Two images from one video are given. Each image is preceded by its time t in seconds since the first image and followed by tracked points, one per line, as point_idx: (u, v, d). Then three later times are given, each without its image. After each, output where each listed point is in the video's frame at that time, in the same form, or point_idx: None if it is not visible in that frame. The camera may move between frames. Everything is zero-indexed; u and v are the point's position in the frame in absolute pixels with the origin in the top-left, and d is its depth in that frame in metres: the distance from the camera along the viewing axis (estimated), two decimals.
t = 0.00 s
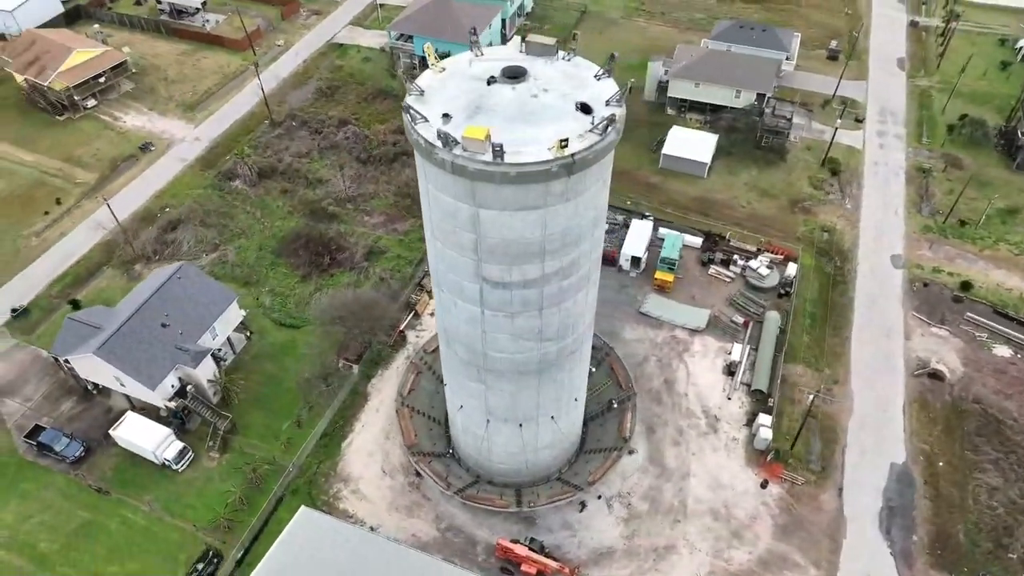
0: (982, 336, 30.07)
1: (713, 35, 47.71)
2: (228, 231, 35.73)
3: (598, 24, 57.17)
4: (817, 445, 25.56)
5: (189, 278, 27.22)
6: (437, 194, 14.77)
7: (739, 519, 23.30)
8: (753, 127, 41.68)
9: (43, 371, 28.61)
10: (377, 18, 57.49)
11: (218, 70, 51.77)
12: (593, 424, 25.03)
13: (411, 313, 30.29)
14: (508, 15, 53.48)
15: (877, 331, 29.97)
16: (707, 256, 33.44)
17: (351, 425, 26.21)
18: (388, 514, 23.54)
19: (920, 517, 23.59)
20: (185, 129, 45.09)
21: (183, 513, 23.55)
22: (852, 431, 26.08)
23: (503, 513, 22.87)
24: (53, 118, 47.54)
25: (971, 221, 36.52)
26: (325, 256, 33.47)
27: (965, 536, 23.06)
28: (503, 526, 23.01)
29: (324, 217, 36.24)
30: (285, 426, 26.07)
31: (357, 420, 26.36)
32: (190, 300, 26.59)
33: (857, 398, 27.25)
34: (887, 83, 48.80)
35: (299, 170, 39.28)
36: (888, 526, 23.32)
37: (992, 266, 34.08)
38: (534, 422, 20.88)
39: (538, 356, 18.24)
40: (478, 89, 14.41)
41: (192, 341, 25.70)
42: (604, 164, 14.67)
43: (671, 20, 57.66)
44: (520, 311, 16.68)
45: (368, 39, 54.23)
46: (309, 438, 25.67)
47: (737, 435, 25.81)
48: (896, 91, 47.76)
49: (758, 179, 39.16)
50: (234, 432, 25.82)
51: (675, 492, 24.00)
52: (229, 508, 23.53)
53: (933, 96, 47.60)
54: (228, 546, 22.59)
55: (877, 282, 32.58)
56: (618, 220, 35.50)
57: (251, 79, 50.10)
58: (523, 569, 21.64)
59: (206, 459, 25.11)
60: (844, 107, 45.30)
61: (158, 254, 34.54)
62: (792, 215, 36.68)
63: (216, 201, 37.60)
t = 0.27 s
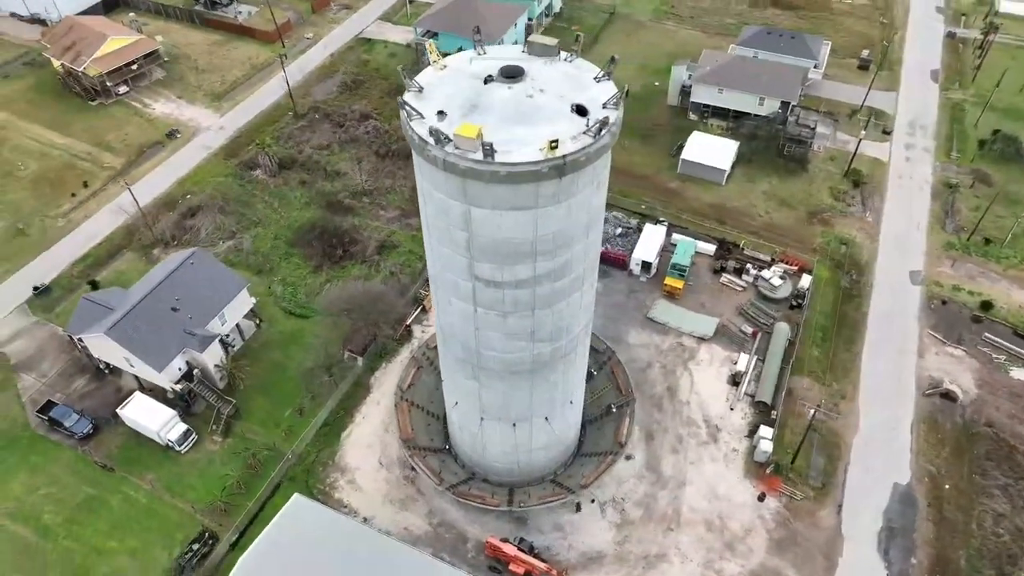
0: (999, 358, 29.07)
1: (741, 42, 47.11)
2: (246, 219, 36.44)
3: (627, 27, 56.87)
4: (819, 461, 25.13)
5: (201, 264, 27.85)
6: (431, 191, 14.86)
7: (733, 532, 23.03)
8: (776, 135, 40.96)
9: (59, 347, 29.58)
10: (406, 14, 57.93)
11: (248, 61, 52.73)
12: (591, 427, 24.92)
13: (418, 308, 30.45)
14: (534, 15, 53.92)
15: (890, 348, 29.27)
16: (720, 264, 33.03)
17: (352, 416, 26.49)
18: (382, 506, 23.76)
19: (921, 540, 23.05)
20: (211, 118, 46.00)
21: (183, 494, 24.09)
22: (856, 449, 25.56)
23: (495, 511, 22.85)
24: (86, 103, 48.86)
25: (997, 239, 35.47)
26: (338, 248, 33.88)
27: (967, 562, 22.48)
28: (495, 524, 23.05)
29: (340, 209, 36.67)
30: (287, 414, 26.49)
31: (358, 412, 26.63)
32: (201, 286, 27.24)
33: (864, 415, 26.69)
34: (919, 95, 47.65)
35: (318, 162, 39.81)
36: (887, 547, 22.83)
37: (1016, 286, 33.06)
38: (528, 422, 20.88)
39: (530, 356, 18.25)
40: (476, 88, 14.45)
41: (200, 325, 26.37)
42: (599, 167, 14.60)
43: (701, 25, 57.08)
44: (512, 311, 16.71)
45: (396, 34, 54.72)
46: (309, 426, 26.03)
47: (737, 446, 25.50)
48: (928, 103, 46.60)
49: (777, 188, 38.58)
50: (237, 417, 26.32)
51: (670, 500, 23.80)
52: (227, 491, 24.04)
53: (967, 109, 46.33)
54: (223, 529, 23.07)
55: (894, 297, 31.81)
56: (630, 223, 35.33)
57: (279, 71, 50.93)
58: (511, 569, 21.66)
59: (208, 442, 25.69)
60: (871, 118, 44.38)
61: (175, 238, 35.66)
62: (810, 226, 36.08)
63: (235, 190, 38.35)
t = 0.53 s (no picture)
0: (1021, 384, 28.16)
1: (773, 49, 46.34)
2: (267, 208, 37.12)
3: (659, 30, 56.38)
4: (822, 478, 24.65)
5: (218, 250, 28.54)
6: (429, 186, 14.96)
7: (729, 544, 22.73)
8: (802, 145, 40.07)
9: (80, 323, 30.54)
10: (440, 11, 58.33)
11: (281, 52, 53.67)
12: (591, 431, 24.81)
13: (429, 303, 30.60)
14: (566, 15, 53.82)
15: (906, 367, 28.51)
16: (736, 273, 32.54)
17: (356, 407, 26.80)
18: (379, 497, 24.01)
19: (923, 566, 22.46)
20: (241, 106, 46.91)
21: (187, 473, 24.70)
22: (863, 469, 24.99)
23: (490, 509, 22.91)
24: (124, 87, 50.24)
25: None
26: (354, 240, 34.27)
27: None
28: (489, 522, 23.10)
29: (359, 201, 37.07)
30: (293, 401, 26.96)
31: (362, 402, 26.93)
32: (217, 271, 27.94)
33: (873, 434, 26.07)
34: (957, 109, 46.29)
35: (342, 154, 40.33)
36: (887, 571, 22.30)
37: None
38: (524, 423, 20.88)
39: (526, 357, 18.25)
40: (477, 86, 14.50)
41: (213, 310, 27.09)
42: (597, 170, 14.53)
43: (735, 30, 56.29)
44: (507, 310, 16.72)
45: (428, 31, 55.18)
46: (314, 414, 26.44)
47: (739, 459, 25.13)
48: (966, 118, 45.23)
49: (801, 198, 37.87)
50: (245, 402, 26.93)
51: (666, 508, 23.59)
52: (229, 473, 24.56)
53: (1007, 126, 44.82)
54: (223, 509, 23.60)
55: (915, 315, 30.95)
56: (647, 228, 35.09)
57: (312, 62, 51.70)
58: (501, 568, 21.70)
59: (215, 424, 26.32)
60: (905, 131, 43.26)
61: (198, 223, 36.59)
62: (832, 238, 35.34)
63: (259, 178, 39.10)
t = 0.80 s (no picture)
0: None
1: (808, 58, 45.45)
2: (291, 197, 37.78)
3: (694, 35, 55.77)
4: (827, 497, 24.16)
5: (239, 235, 29.12)
6: (429, 183, 15.06)
7: (725, 558, 22.41)
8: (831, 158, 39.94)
9: (105, 301, 31.63)
10: (475, 9, 58.66)
11: (317, 45, 54.55)
12: (593, 435, 24.69)
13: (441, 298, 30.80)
14: (599, 16, 53.55)
15: (924, 390, 27.72)
16: (753, 284, 32.04)
17: (362, 398, 27.13)
18: (378, 487, 24.28)
19: None
20: (274, 96, 47.79)
21: (195, 453, 25.37)
22: (870, 491, 24.40)
23: (486, 507, 22.96)
24: (163, 74, 51.61)
25: None
26: (373, 233, 34.64)
27: None
28: (484, 520, 23.15)
29: (380, 194, 37.46)
30: (302, 389, 27.45)
31: (369, 394, 27.25)
32: (235, 257, 28.56)
33: (883, 456, 25.42)
34: (999, 126, 44.75)
35: (367, 147, 40.82)
36: None
37: None
38: (521, 423, 20.89)
39: (523, 357, 18.28)
40: (482, 85, 14.56)
41: (229, 295, 27.73)
42: (597, 173, 14.46)
43: (773, 38, 55.37)
44: (505, 309, 16.76)
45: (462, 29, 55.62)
46: (321, 403, 26.85)
47: (742, 473, 24.74)
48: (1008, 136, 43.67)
49: (827, 211, 37.02)
50: (254, 387, 27.52)
51: (664, 518, 23.36)
52: (234, 455, 25.15)
53: None
54: (226, 490, 24.16)
55: (937, 337, 30.07)
56: (666, 234, 34.77)
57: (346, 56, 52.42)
58: (492, 566, 21.74)
59: (225, 406, 26.95)
60: (941, 147, 42.01)
61: (223, 209, 37.49)
62: (856, 253, 34.51)
63: (286, 167, 39.82)
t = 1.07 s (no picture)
0: None
1: (842, 69, 44.51)
2: (314, 188, 38.35)
3: (728, 41, 55.05)
4: (829, 517, 23.68)
5: (256, 224, 29.74)
6: (429, 178, 15.14)
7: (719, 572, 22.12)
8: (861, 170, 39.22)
9: (127, 281, 32.56)
10: (509, 9, 58.83)
11: (350, 40, 55.24)
12: (593, 440, 24.58)
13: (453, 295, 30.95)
14: (632, 19, 53.07)
15: (939, 413, 26.98)
16: (769, 295, 31.49)
17: (368, 390, 27.44)
18: (377, 479, 24.52)
19: None
20: (304, 88, 48.54)
21: (203, 435, 25.98)
22: (875, 513, 23.83)
23: (481, 506, 22.99)
24: (199, 62, 52.78)
25: None
26: (390, 227, 34.97)
27: None
28: (479, 518, 23.20)
29: (401, 189, 37.77)
30: (310, 378, 27.90)
31: (375, 386, 27.55)
32: (251, 244, 29.18)
33: (891, 479, 24.80)
34: None
35: (391, 142, 41.22)
36: None
37: None
38: (518, 423, 20.89)
39: (520, 358, 18.28)
40: (485, 84, 14.61)
41: (243, 281, 28.38)
42: (596, 177, 14.40)
43: (809, 47, 54.36)
44: (502, 308, 16.78)
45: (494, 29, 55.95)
46: (327, 392, 27.25)
47: (743, 487, 24.39)
48: None
49: (852, 225, 36.23)
50: (264, 373, 28.07)
51: (659, 527, 23.16)
52: (240, 439, 25.69)
53: None
54: (230, 472, 24.67)
55: (957, 360, 29.21)
56: (684, 242, 34.42)
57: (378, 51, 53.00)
58: (484, 564, 21.78)
59: (235, 391, 27.55)
60: (977, 165, 40.74)
61: (247, 197, 38.24)
62: (879, 270, 33.71)
63: (310, 159, 40.41)
